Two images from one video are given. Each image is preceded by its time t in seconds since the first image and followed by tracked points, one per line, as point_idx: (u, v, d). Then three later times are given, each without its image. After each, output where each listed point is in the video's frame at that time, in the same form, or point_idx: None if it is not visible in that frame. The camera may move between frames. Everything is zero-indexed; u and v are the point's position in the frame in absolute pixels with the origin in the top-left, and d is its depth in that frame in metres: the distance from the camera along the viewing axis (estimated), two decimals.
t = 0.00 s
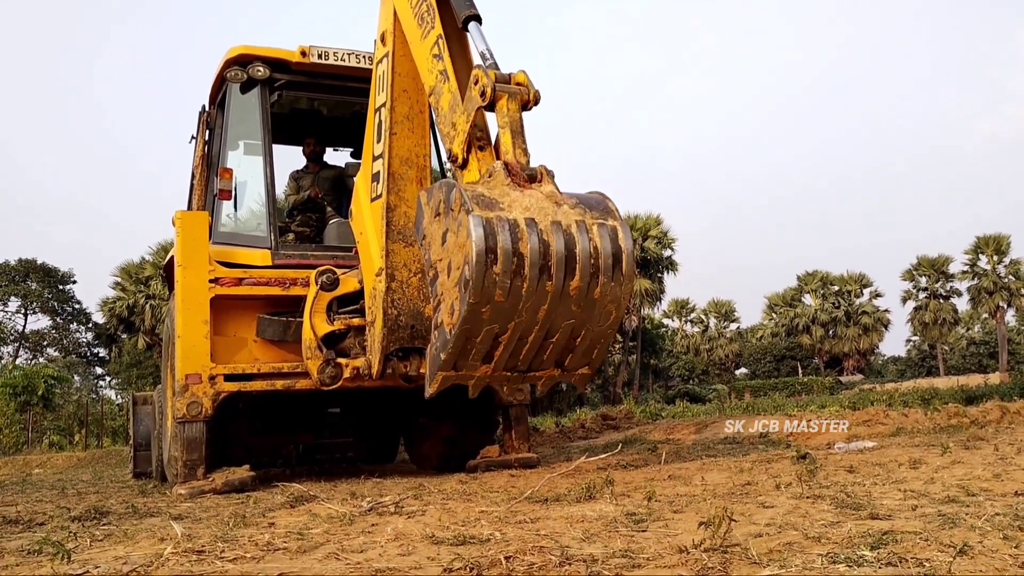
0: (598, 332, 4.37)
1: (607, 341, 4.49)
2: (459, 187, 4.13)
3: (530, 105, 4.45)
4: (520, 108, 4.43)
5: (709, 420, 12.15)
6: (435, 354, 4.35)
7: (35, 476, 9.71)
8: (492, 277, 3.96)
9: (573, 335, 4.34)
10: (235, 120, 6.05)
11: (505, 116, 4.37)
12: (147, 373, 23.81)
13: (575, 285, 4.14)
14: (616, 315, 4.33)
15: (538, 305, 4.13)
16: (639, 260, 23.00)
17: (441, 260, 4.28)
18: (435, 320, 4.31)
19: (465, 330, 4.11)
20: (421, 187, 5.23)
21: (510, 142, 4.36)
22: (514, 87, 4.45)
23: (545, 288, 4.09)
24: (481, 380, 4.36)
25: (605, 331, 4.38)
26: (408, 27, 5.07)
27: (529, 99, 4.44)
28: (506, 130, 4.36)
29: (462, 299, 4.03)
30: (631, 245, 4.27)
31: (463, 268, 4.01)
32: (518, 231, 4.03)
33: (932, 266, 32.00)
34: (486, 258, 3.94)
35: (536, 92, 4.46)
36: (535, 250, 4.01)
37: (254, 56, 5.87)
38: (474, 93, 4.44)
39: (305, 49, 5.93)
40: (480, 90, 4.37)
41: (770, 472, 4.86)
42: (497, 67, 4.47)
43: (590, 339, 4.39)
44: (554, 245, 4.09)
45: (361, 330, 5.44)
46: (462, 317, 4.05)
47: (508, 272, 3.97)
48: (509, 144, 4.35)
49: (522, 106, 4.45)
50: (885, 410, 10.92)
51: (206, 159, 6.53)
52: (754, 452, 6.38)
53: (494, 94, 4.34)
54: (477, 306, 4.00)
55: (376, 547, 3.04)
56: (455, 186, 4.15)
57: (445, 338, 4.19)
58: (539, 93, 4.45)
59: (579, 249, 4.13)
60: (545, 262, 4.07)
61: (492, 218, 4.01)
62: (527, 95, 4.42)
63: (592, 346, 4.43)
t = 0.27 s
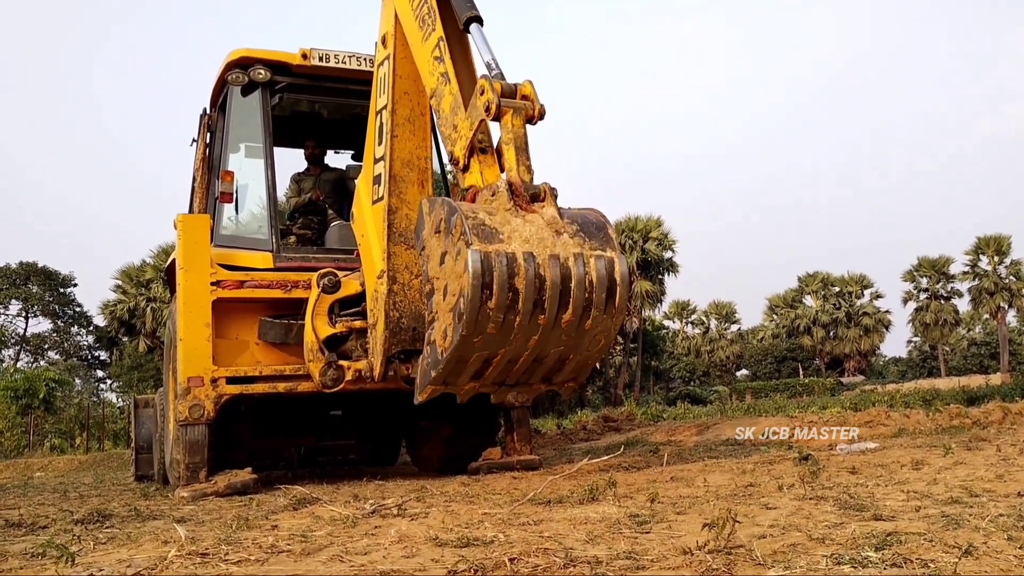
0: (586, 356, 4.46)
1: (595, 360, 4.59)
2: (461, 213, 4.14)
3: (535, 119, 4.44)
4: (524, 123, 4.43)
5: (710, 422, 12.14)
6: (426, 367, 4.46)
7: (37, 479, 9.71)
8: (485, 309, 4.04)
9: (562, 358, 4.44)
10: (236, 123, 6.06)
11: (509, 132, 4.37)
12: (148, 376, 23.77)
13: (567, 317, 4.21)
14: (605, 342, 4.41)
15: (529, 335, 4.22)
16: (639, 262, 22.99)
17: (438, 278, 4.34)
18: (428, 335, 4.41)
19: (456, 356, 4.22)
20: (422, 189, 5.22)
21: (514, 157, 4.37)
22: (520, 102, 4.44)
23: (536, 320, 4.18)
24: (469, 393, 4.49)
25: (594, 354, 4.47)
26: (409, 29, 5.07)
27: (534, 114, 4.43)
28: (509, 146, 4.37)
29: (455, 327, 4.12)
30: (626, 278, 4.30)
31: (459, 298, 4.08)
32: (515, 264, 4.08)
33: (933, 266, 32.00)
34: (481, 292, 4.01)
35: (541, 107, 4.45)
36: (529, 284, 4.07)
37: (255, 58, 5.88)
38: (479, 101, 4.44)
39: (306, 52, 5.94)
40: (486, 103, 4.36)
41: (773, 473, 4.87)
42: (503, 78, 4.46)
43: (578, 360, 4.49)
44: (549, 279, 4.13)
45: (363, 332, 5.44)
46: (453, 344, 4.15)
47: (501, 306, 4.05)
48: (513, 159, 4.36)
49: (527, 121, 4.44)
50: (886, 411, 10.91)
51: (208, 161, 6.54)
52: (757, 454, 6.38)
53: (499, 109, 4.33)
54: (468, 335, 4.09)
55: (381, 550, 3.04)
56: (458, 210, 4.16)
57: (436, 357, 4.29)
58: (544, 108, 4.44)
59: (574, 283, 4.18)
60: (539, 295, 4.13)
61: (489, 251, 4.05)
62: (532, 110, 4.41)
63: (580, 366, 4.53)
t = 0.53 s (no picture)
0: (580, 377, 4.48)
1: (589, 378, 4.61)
2: (467, 239, 4.10)
3: (543, 138, 4.42)
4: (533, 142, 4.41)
5: (717, 428, 12.12)
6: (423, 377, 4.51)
7: (45, 486, 9.73)
8: (483, 338, 4.05)
9: (556, 379, 4.46)
10: (243, 131, 6.08)
11: (517, 150, 4.35)
12: (154, 383, 23.79)
13: (563, 347, 4.20)
14: (599, 366, 4.42)
15: (525, 361, 4.23)
16: (645, 267, 22.97)
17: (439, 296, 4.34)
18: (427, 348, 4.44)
19: (452, 377, 4.24)
20: (429, 195, 5.22)
21: (522, 177, 4.34)
22: (529, 121, 4.42)
23: (532, 349, 4.18)
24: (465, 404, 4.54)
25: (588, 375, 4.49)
26: (415, 36, 5.09)
27: (542, 133, 4.42)
28: (518, 167, 4.34)
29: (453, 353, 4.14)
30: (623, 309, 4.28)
31: (458, 326, 4.08)
32: (515, 296, 4.05)
33: (939, 271, 31.92)
34: (479, 324, 4.01)
35: (550, 125, 4.43)
36: (527, 317, 4.06)
37: (262, 66, 5.90)
38: (488, 114, 4.45)
39: (313, 59, 5.97)
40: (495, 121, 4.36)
41: (781, 479, 4.86)
42: (513, 93, 4.45)
43: (572, 380, 4.51)
44: (548, 312, 4.11)
45: (370, 338, 5.44)
46: (450, 368, 4.17)
47: (500, 337, 4.05)
48: (521, 179, 4.32)
49: (535, 139, 4.42)
50: (893, 417, 10.87)
51: (215, 168, 6.56)
52: (765, 460, 6.36)
53: (508, 128, 4.33)
54: (465, 362, 4.11)
55: (389, 557, 3.04)
56: (464, 237, 4.12)
57: (433, 373, 4.33)
58: (554, 127, 4.41)
59: (573, 315, 4.15)
60: (536, 326, 4.12)
61: (491, 283, 4.01)
62: (541, 129, 4.39)
63: (574, 383, 4.56)
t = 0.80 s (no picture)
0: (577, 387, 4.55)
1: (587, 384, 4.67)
2: (473, 259, 4.10)
3: (554, 153, 4.37)
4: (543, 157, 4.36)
5: (727, 432, 12.08)
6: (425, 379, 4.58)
7: (56, 490, 9.77)
8: (484, 359, 4.10)
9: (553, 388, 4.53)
10: (254, 136, 6.11)
11: (527, 167, 4.32)
12: (164, 388, 23.85)
13: (562, 367, 4.25)
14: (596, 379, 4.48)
15: (524, 378, 4.28)
16: (653, 272, 22.94)
17: (443, 308, 4.37)
18: (429, 354, 4.50)
19: (451, 389, 4.31)
20: (438, 199, 5.23)
21: (531, 195, 4.31)
22: (539, 135, 4.37)
23: (531, 368, 4.22)
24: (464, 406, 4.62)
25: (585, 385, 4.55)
26: (425, 41, 5.12)
27: (553, 148, 4.35)
28: (527, 183, 4.31)
29: (453, 369, 4.20)
30: (623, 330, 4.30)
31: (459, 345, 4.13)
32: (517, 319, 4.09)
33: (950, 276, 31.78)
34: (480, 346, 4.05)
35: (561, 140, 4.37)
36: (528, 340, 4.10)
37: (272, 72, 5.93)
38: (499, 125, 4.42)
39: (323, 65, 5.99)
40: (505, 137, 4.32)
41: (792, 484, 4.84)
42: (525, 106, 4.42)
43: (569, 388, 4.58)
44: (549, 335, 4.15)
45: (379, 342, 5.45)
46: (449, 382, 4.23)
47: (500, 358, 4.10)
48: (530, 197, 4.30)
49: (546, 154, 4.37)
50: (904, 421, 10.83)
51: (226, 174, 6.60)
52: (775, 465, 6.34)
53: (519, 144, 4.29)
54: (465, 379, 4.17)
55: (401, 559, 3.05)
56: (470, 258, 4.11)
57: (433, 381, 4.40)
58: (564, 143, 4.36)
59: (573, 338, 4.19)
60: (535, 347, 4.16)
61: (494, 306, 4.03)
62: (551, 145, 4.34)
63: (571, 390, 4.63)
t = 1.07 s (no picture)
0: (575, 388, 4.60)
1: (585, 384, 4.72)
2: (477, 270, 4.11)
3: (561, 161, 4.35)
4: (550, 164, 4.35)
5: (734, 432, 12.06)
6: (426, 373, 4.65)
7: (64, 490, 9.80)
8: (483, 366, 4.16)
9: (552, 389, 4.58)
10: (261, 136, 6.13)
11: (533, 174, 4.31)
12: (171, 388, 23.89)
13: (560, 375, 4.29)
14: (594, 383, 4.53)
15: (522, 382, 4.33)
16: (660, 272, 22.92)
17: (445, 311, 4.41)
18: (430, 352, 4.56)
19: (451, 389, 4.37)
20: (445, 199, 5.23)
21: (537, 203, 4.30)
22: (547, 142, 4.34)
23: (529, 375, 4.27)
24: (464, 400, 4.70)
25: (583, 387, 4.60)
26: (432, 40, 5.13)
27: (560, 155, 4.34)
28: (534, 191, 4.30)
29: (453, 373, 4.26)
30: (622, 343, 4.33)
31: (460, 352, 4.18)
32: (517, 331, 4.12)
33: (957, 275, 31.67)
34: (479, 356, 4.11)
35: (568, 148, 4.36)
36: (527, 352, 4.14)
37: (279, 72, 5.95)
38: (507, 131, 4.37)
39: (330, 65, 6.01)
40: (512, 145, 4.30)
41: (800, 482, 4.84)
42: (532, 111, 4.41)
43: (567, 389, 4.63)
44: (548, 346, 4.18)
45: (386, 341, 5.45)
46: (449, 385, 4.29)
47: (498, 367, 4.15)
48: (536, 206, 4.28)
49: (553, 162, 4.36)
50: (912, 421, 10.78)
51: (233, 174, 6.62)
52: (783, 463, 6.33)
53: (526, 152, 4.27)
54: (464, 383, 4.24)
55: (410, 556, 3.05)
56: (474, 270, 4.11)
57: (433, 379, 4.47)
58: (571, 151, 4.35)
59: (572, 349, 4.22)
60: (534, 358, 4.20)
61: (495, 319, 4.07)
62: (558, 152, 4.32)
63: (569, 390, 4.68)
